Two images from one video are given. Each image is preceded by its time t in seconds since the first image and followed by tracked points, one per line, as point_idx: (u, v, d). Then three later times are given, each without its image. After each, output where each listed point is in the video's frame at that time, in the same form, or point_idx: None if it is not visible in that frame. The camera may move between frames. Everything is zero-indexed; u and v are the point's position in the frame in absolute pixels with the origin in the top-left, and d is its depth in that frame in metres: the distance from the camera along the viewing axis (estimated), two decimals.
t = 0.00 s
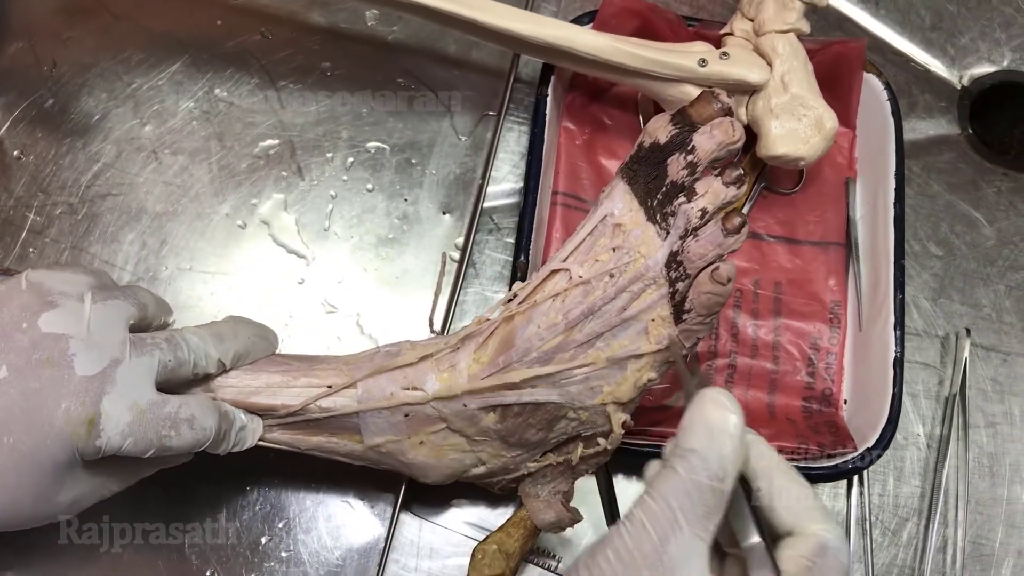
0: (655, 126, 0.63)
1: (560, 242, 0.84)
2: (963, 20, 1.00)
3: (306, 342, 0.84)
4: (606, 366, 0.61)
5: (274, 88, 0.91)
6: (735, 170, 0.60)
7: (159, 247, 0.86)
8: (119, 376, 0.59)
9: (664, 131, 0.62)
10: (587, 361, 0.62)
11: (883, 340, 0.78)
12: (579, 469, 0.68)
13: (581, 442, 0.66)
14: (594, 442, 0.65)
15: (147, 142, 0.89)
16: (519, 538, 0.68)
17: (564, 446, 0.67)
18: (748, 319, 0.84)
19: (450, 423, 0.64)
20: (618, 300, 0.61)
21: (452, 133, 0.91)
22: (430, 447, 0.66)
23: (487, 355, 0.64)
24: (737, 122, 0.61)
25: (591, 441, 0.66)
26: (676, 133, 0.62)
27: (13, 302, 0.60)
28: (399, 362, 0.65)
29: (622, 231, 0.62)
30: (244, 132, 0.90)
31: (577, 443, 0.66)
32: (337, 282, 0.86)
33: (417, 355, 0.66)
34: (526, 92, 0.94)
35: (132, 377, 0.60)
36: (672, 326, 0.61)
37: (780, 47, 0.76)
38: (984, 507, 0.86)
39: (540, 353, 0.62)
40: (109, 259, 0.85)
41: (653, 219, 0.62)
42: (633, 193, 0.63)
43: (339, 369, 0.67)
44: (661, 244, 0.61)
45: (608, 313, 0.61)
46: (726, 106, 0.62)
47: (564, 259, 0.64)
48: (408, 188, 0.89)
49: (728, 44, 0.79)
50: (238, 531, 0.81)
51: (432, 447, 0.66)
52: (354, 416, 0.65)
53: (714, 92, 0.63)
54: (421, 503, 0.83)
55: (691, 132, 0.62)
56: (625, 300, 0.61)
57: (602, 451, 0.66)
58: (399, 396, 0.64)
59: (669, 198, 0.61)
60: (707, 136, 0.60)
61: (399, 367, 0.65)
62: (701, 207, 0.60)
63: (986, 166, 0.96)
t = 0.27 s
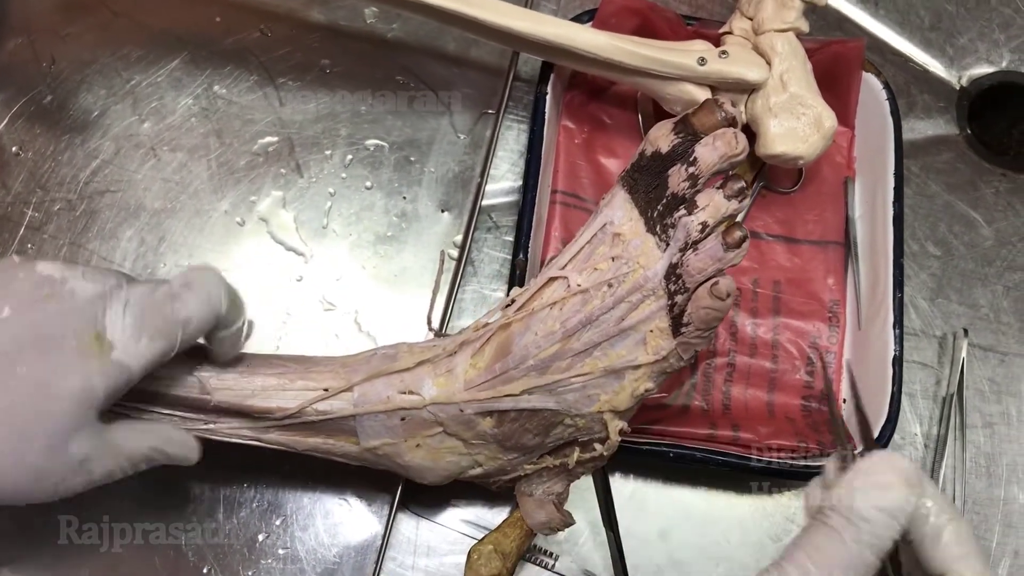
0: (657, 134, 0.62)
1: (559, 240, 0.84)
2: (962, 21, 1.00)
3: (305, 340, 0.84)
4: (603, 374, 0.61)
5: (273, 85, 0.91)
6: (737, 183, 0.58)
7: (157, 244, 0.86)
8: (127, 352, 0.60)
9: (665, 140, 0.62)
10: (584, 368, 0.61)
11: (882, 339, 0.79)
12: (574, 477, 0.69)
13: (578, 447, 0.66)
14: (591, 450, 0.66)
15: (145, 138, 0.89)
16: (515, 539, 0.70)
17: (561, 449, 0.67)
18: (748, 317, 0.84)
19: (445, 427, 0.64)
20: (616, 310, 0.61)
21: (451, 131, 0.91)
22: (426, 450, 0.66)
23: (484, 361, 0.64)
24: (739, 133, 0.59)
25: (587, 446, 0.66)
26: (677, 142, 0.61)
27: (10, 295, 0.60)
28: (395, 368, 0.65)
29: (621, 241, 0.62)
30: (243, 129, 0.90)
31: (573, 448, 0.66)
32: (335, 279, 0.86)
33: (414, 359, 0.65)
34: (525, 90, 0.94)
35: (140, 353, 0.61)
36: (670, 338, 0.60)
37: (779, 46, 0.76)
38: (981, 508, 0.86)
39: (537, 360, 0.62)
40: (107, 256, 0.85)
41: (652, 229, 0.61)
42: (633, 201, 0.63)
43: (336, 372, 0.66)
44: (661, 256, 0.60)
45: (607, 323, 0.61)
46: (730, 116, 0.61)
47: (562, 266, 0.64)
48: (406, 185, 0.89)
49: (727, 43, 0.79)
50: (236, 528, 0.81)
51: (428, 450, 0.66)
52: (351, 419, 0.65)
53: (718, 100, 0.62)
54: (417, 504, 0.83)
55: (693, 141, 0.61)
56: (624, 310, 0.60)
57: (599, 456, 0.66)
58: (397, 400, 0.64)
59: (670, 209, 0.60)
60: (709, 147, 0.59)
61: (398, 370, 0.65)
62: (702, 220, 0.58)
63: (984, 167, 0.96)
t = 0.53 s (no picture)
0: (663, 150, 0.66)
1: (558, 238, 0.83)
2: (963, 19, 1.00)
3: (302, 339, 0.84)
4: (601, 392, 0.62)
5: (270, 82, 0.90)
6: (740, 206, 0.64)
7: (154, 241, 0.85)
8: (129, 356, 0.60)
9: (670, 158, 0.65)
10: (582, 385, 0.62)
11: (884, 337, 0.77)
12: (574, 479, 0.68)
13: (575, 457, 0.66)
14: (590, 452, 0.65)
15: (142, 135, 0.88)
16: (515, 543, 0.69)
17: (558, 457, 0.67)
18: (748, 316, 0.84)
19: (442, 437, 0.64)
20: (615, 329, 0.62)
21: (449, 129, 0.91)
22: (423, 458, 0.66)
23: (481, 371, 0.64)
24: (745, 154, 0.63)
25: (584, 457, 0.66)
26: (682, 159, 0.65)
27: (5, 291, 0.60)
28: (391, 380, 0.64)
29: (623, 258, 0.64)
30: (240, 126, 0.89)
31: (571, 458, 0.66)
32: (333, 277, 0.86)
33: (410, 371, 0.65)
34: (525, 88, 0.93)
35: (143, 356, 0.61)
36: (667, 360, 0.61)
37: (779, 43, 0.75)
38: (980, 508, 0.86)
39: (534, 374, 0.62)
40: (103, 253, 0.85)
41: (654, 248, 0.63)
42: (635, 219, 0.65)
43: (332, 379, 0.66)
44: (663, 277, 0.63)
45: (607, 340, 0.62)
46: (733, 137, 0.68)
47: (560, 281, 0.65)
48: (404, 183, 0.89)
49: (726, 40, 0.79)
50: (232, 526, 0.80)
51: (426, 457, 0.66)
52: (346, 427, 0.65)
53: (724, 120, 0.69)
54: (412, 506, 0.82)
55: (699, 157, 0.66)
56: (624, 329, 0.62)
57: (594, 467, 0.66)
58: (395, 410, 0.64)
59: (670, 232, 0.64)
60: (715, 168, 0.63)
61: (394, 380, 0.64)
62: (705, 243, 0.63)
63: (984, 166, 0.96)
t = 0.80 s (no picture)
0: (670, 176, 0.60)
1: (566, 221, 0.83)
2: (965, 17, 1.00)
3: (301, 337, 0.83)
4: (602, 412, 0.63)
5: (270, 78, 0.90)
6: (757, 248, 0.57)
7: (153, 238, 0.85)
8: (91, 376, 0.59)
9: (679, 185, 0.60)
10: (581, 405, 0.63)
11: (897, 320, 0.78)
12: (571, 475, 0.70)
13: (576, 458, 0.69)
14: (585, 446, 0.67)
15: (141, 131, 0.88)
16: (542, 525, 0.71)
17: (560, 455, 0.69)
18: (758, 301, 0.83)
19: (440, 436, 0.66)
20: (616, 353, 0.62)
21: (450, 126, 0.90)
22: (423, 452, 0.68)
23: (479, 382, 0.64)
24: (761, 191, 0.57)
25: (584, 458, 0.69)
26: (693, 190, 0.59)
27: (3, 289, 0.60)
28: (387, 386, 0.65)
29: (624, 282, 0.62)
30: (240, 123, 0.89)
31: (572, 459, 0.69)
32: (332, 275, 0.85)
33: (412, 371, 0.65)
34: (526, 85, 0.93)
35: (105, 376, 0.60)
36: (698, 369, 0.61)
37: (783, 29, 0.76)
38: (981, 508, 0.85)
39: (531, 390, 0.63)
40: (102, 249, 0.84)
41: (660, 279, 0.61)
42: (641, 245, 0.63)
43: (329, 379, 0.66)
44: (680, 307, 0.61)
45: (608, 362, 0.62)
46: (754, 163, 0.58)
47: (559, 299, 0.63)
48: (404, 180, 0.88)
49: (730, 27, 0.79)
50: (230, 525, 0.80)
51: (424, 453, 0.68)
52: (344, 424, 0.66)
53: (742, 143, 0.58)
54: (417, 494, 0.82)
55: (708, 187, 0.59)
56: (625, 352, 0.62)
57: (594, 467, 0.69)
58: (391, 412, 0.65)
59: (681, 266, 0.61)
60: (726, 208, 0.58)
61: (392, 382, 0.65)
62: (716, 289, 0.58)
63: (986, 164, 0.95)
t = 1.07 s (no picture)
0: (663, 96, 0.57)
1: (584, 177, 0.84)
2: (969, 13, 0.99)
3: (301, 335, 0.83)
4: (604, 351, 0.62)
5: (269, 73, 0.89)
6: (754, 169, 0.55)
7: (151, 234, 0.84)
8: (84, 335, 0.59)
9: (671, 104, 0.57)
10: (583, 344, 0.62)
11: (921, 273, 0.79)
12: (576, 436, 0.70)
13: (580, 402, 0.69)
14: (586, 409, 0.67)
15: (139, 127, 0.87)
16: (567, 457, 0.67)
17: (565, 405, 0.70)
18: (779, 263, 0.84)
19: (448, 379, 0.66)
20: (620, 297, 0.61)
21: (450, 122, 0.90)
22: (433, 397, 0.68)
23: (479, 326, 0.64)
24: (756, 107, 0.54)
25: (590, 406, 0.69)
26: (685, 110, 0.57)
27: None
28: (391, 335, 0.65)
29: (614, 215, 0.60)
30: (239, 118, 0.88)
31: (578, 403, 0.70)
32: (332, 271, 0.85)
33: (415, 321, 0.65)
34: (527, 80, 0.93)
35: (97, 331, 0.60)
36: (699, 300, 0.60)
37: (785, 8, 0.80)
38: (983, 507, 0.85)
39: (532, 330, 0.62)
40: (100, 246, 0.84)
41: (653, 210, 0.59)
42: (635, 173, 0.61)
43: (332, 328, 0.66)
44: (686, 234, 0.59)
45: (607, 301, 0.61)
46: (748, 75, 0.55)
47: (557, 236, 0.62)
48: (404, 176, 0.88)
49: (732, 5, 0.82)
50: (229, 523, 0.80)
51: (432, 397, 0.68)
52: (351, 372, 0.67)
53: (735, 55, 0.55)
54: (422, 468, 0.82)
55: (702, 106, 0.56)
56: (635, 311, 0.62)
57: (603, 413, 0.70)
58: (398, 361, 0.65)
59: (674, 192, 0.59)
60: (720, 128, 0.55)
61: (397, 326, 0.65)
62: (715, 214, 0.56)
63: (989, 161, 0.95)
